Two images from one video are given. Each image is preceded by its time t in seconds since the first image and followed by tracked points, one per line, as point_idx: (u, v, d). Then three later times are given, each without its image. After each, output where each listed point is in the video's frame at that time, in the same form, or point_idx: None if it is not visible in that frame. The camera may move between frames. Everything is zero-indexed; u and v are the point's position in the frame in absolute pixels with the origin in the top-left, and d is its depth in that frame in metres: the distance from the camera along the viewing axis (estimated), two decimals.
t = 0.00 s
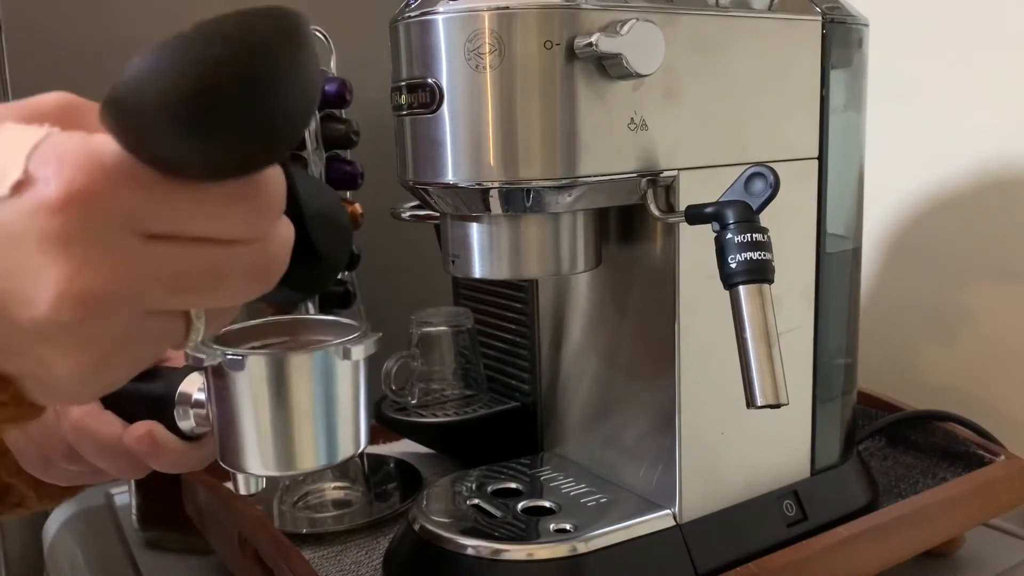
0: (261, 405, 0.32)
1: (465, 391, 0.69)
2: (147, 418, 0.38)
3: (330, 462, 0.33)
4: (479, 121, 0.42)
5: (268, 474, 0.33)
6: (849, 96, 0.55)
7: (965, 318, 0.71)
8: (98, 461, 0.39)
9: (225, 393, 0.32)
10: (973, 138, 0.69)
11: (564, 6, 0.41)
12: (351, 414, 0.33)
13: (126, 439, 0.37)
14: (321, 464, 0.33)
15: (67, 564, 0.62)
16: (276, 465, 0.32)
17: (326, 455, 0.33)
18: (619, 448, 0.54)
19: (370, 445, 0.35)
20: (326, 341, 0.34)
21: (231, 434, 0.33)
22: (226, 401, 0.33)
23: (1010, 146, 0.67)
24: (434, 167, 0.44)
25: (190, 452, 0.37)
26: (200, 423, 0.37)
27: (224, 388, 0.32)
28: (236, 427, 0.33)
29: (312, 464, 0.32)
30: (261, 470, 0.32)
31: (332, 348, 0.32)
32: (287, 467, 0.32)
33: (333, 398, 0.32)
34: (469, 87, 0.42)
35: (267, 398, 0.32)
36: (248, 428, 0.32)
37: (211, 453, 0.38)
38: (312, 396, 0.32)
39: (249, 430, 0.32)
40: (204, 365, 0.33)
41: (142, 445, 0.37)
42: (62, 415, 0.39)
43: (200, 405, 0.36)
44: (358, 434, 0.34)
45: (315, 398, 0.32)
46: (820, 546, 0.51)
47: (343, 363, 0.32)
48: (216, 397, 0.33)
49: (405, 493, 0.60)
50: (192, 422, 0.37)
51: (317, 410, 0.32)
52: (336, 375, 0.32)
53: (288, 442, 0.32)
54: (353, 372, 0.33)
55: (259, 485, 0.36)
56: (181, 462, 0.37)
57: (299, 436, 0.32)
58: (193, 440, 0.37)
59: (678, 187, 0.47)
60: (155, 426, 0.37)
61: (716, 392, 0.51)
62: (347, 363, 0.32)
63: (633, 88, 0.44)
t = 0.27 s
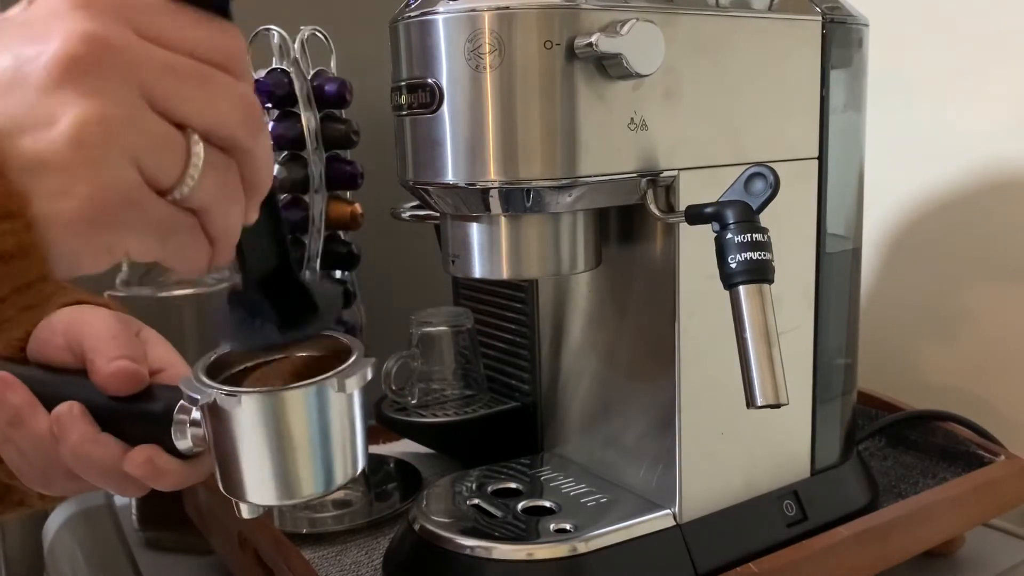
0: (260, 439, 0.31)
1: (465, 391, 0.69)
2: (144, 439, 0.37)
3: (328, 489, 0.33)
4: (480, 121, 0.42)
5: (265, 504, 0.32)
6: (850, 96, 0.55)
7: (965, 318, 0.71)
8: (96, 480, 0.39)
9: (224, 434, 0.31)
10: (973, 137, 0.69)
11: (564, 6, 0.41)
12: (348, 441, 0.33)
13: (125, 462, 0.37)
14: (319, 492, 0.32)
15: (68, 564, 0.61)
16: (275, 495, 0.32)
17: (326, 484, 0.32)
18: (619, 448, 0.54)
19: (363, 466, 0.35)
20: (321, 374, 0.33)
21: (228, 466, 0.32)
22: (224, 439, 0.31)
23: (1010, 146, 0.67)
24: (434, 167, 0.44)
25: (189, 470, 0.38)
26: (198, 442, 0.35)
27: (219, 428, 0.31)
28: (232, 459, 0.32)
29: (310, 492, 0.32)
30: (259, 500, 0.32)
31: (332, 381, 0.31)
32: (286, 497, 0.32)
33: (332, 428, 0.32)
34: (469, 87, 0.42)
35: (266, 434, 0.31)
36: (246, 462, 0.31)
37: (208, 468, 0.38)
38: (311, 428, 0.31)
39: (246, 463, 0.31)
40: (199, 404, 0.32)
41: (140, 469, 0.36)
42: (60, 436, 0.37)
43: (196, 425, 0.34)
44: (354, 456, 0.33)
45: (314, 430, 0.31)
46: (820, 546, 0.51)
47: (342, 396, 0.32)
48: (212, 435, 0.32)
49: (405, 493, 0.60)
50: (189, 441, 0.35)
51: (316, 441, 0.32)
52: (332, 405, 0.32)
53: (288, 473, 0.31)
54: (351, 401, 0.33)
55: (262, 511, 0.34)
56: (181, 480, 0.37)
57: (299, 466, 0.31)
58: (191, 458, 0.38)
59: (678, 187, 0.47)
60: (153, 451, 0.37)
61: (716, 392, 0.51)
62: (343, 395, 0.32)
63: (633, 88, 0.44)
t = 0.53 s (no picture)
0: (253, 423, 0.31)
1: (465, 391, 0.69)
2: (139, 428, 0.37)
3: (323, 473, 0.32)
4: (480, 121, 0.42)
5: (260, 490, 0.32)
6: (850, 96, 0.55)
7: (965, 318, 0.71)
8: (93, 469, 0.39)
9: (217, 420, 0.31)
10: (973, 138, 0.69)
11: (564, 6, 0.41)
12: (342, 424, 0.33)
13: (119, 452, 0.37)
14: (314, 477, 0.32)
15: (67, 563, 0.61)
16: (269, 480, 0.31)
17: (320, 468, 0.32)
18: (619, 448, 0.54)
19: (359, 453, 0.35)
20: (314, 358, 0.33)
21: (222, 453, 0.32)
22: (217, 425, 0.31)
23: (1010, 146, 0.67)
24: (434, 167, 0.44)
25: (185, 459, 0.38)
26: (192, 431, 0.34)
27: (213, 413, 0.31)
28: (226, 444, 0.31)
29: (304, 477, 0.32)
30: (253, 486, 0.31)
31: (323, 362, 0.31)
32: (281, 481, 0.31)
33: (325, 410, 0.32)
34: (469, 87, 0.42)
35: (259, 416, 0.31)
36: (240, 447, 0.31)
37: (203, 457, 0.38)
38: (303, 410, 0.31)
39: (240, 448, 0.31)
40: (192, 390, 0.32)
41: (136, 458, 0.36)
42: (56, 427, 0.38)
43: (190, 413, 0.33)
44: (348, 442, 0.33)
45: (307, 412, 0.31)
46: (819, 546, 0.51)
47: (334, 377, 0.32)
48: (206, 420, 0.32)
49: (405, 493, 0.60)
50: (183, 430, 0.34)
51: (309, 424, 0.31)
52: (324, 388, 0.32)
53: (282, 456, 0.31)
54: (344, 384, 0.32)
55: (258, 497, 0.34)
56: (177, 469, 0.37)
57: (292, 450, 0.31)
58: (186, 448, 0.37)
59: (678, 187, 0.47)
60: (146, 440, 0.36)
61: (716, 393, 0.51)
62: (335, 377, 0.32)
63: (633, 88, 0.44)
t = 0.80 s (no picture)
0: (252, 435, 0.31)
1: (465, 391, 0.69)
2: (137, 437, 0.36)
3: (323, 483, 0.32)
4: (480, 121, 0.42)
5: (260, 500, 0.32)
6: (850, 96, 0.55)
7: (965, 318, 0.71)
8: (93, 478, 0.39)
9: (216, 432, 0.31)
10: (973, 138, 0.69)
11: (564, 6, 0.41)
12: (341, 435, 0.33)
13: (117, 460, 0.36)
14: (313, 487, 0.32)
15: (67, 563, 0.61)
16: (269, 491, 0.31)
17: (320, 478, 0.32)
18: (619, 448, 0.54)
19: (358, 461, 0.35)
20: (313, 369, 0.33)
21: (222, 464, 0.32)
22: (217, 436, 0.31)
23: (1010, 146, 0.67)
24: (434, 167, 0.44)
25: (183, 467, 0.37)
26: (190, 439, 0.34)
27: (213, 424, 0.31)
28: (226, 455, 0.31)
29: (303, 487, 0.32)
30: (253, 496, 0.32)
31: (323, 375, 0.31)
32: (280, 492, 0.31)
33: (324, 423, 0.32)
34: (469, 87, 0.42)
35: (258, 429, 0.31)
36: (239, 458, 0.31)
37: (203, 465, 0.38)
38: (302, 422, 0.31)
39: (239, 459, 0.31)
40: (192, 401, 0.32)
41: (132, 468, 0.36)
42: (54, 434, 0.38)
43: (190, 420, 0.33)
44: (347, 452, 0.33)
45: (306, 425, 0.31)
46: (819, 546, 0.51)
47: (333, 390, 0.32)
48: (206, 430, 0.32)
49: (405, 493, 0.60)
50: (182, 437, 0.34)
51: (308, 435, 0.31)
52: (323, 401, 0.31)
53: (281, 468, 0.31)
54: (343, 396, 0.32)
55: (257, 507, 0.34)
56: (176, 478, 0.37)
57: (292, 461, 0.31)
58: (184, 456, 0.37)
59: (678, 187, 0.47)
60: (143, 449, 0.36)
61: (716, 393, 0.51)
62: (335, 389, 0.32)
63: (633, 88, 0.44)
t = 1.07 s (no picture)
0: (241, 438, 0.30)
1: (465, 391, 0.69)
2: (127, 436, 0.36)
3: (312, 485, 0.32)
4: (480, 121, 0.42)
5: (249, 501, 0.32)
6: (849, 96, 0.55)
7: (965, 318, 0.71)
8: (86, 477, 0.39)
9: (204, 435, 0.31)
10: (973, 138, 0.69)
11: (564, 6, 0.41)
12: (330, 437, 0.32)
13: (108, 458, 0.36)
14: (303, 488, 0.32)
15: (67, 563, 0.61)
16: (258, 492, 0.31)
17: (309, 480, 0.32)
18: (619, 448, 0.54)
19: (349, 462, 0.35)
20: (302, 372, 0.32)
21: (210, 465, 0.32)
22: (205, 438, 0.31)
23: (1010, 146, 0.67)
24: (434, 167, 0.44)
25: (173, 466, 0.37)
26: (180, 439, 0.34)
27: (201, 427, 0.31)
28: (215, 458, 0.31)
29: (293, 489, 0.32)
30: (242, 497, 0.31)
31: (311, 378, 0.31)
32: (269, 493, 0.31)
33: (313, 425, 0.31)
34: (470, 87, 0.42)
35: (246, 431, 0.30)
36: (227, 460, 0.31)
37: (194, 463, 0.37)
38: (291, 424, 0.31)
39: (228, 461, 0.31)
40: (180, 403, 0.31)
41: (122, 467, 0.36)
42: (44, 433, 0.38)
43: (179, 420, 0.33)
44: (336, 454, 0.33)
45: (295, 427, 0.31)
46: (819, 546, 0.51)
47: (322, 392, 0.32)
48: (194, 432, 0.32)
49: (405, 493, 0.60)
50: (171, 437, 0.34)
51: (297, 437, 0.31)
52: (312, 405, 0.31)
53: (270, 469, 0.31)
54: (332, 398, 0.32)
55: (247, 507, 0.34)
56: (166, 476, 0.36)
57: (281, 463, 0.31)
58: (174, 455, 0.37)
59: (678, 187, 0.47)
60: (133, 448, 0.36)
61: (716, 392, 0.51)
62: (323, 393, 0.32)
63: (633, 88, 0.44)
